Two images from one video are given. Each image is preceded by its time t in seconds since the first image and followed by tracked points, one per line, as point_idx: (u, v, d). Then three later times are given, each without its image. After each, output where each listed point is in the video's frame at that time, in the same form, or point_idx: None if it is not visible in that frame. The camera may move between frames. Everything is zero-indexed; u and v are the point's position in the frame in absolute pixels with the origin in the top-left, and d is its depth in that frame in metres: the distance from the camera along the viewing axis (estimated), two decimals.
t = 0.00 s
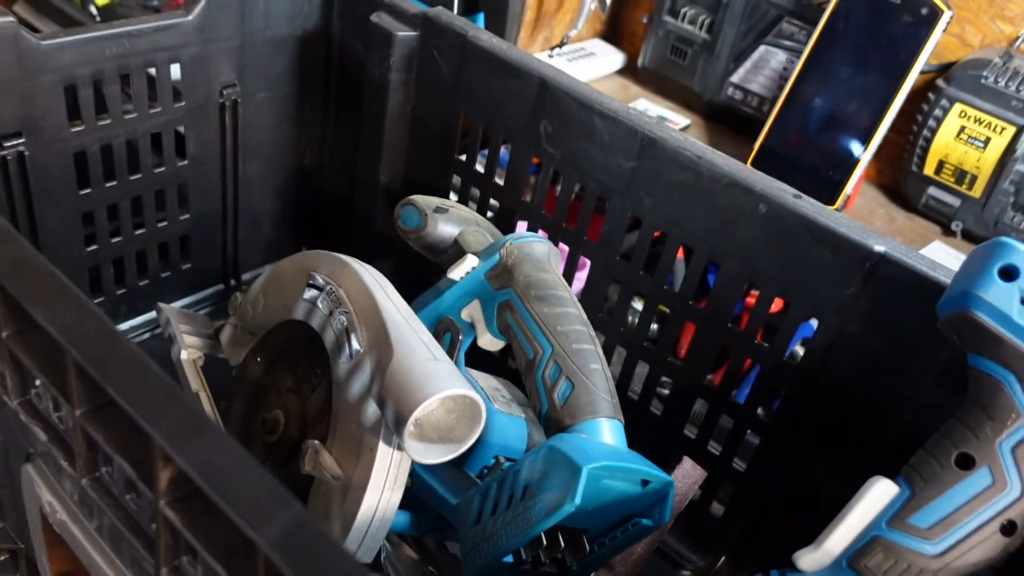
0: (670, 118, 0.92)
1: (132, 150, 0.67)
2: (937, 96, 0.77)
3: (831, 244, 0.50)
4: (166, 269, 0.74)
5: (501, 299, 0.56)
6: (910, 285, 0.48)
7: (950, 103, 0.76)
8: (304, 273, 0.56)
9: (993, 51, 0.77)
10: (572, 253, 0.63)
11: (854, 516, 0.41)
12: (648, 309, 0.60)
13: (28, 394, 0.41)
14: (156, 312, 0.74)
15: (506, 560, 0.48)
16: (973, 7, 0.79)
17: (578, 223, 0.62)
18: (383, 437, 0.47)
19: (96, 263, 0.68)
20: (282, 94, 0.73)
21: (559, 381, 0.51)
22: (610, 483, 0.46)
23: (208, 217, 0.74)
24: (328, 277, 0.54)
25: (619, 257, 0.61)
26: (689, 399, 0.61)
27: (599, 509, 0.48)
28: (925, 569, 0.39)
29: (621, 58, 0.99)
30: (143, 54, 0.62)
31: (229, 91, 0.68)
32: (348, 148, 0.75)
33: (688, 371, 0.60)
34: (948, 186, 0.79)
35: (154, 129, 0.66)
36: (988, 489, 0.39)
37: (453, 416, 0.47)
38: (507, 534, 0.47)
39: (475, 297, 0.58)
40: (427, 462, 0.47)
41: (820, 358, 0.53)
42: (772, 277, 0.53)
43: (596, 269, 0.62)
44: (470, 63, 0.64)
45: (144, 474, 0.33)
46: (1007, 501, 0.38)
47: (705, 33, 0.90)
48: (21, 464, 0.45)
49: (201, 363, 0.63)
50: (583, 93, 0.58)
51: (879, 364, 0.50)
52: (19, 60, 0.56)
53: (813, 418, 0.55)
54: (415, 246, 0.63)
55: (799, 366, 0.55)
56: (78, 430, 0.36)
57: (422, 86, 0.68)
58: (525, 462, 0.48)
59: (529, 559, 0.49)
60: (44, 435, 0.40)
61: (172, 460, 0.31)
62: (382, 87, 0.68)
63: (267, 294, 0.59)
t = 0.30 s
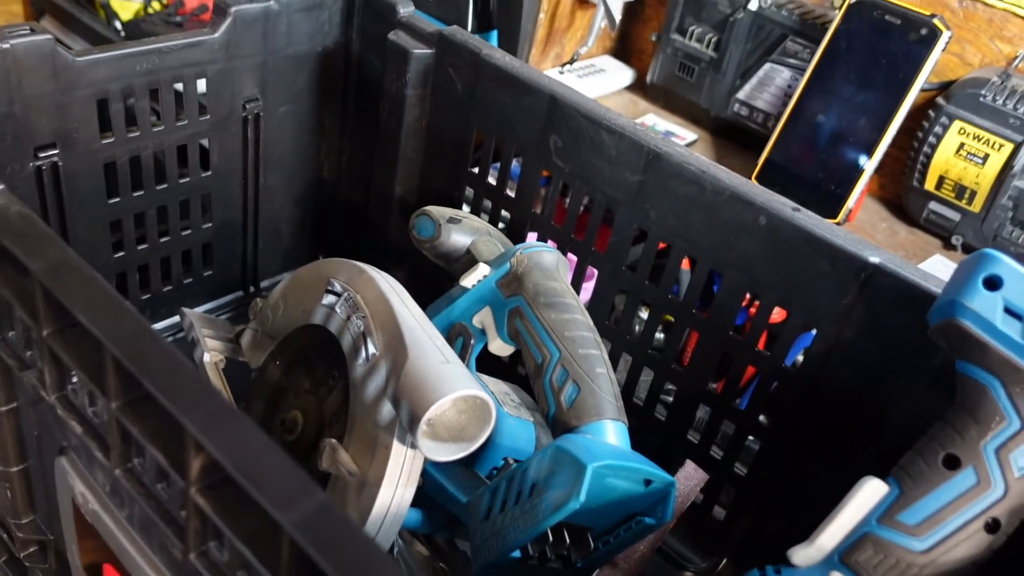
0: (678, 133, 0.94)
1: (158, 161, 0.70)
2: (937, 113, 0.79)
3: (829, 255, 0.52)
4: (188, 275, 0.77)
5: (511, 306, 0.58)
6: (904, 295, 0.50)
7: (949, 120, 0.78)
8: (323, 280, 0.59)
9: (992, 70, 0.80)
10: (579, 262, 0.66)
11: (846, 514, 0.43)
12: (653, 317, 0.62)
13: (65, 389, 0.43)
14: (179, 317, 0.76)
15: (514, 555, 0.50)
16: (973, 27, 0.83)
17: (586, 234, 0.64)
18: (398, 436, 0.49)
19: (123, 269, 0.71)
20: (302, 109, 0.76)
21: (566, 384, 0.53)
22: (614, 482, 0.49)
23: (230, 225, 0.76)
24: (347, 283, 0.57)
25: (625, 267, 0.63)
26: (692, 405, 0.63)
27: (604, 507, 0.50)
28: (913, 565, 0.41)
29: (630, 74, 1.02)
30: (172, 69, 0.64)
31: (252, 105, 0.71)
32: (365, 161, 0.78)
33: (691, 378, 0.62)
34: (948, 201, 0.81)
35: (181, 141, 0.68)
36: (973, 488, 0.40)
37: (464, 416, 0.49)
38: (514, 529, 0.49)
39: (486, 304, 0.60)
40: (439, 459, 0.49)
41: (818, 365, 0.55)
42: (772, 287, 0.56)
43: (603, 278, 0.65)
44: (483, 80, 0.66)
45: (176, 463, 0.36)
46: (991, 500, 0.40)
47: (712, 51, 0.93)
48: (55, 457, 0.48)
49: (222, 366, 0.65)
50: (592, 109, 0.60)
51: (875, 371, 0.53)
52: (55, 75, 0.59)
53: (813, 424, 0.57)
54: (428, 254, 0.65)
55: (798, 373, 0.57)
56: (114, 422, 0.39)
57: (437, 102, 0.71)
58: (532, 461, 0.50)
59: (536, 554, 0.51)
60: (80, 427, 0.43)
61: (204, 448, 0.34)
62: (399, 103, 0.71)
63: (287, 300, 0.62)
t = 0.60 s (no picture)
0: (689, 143, 0.97)
1: (185, 166, 0.72)
2: (941, 124, 0.81)
3: (829, 256, 0.54)
4: (212, 276, 0.79)
5: (523, 305, 0.61)
6: (902, 295, 0.52)
7: (953, 131, 0.80)
8: (342, 279, 0.61)
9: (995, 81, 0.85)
10: (590, 266, 0.68)
11: (842, 502, 0.45)
12: (660, 317, 0.64)
13: (99, 375, 0.46)
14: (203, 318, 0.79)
15: (523, 543, 0.52)
16: (977, 40, 0.88)
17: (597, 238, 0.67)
18: (414, 426, 0.51)
19: (150, 269, 0.74)
20: (324, 117, 0.78)
21: (575, 379, 0.55)
22: (620, 472, 0.50)
23: (252, 229, 0.79)
24: (365, 282, 0.59)
25: (634, 270, 0.65)
26: (698, 403, 0.65)
27: (610, 497, 0.52)
28: (906, 550, 0.43)
29: (642, 87, 1.06)
30: (201, 77, 0.67)
31: (275, 112, 0.74)
32: (383, 167, 0.81)
33: (697, 377, 0.64)
34: (953, 210, 0.83)
35: (207, 146, 0.71)
36: (964, 476, 0.42)
37: (477, 408, 0.51)
38: (523, 516, 0.50)
39: (500, 303, 0.62)
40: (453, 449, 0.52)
41: (819, 364, 0.57)
42: (775, 288, 0.58)
43: (612, 281, 0.67)
44: (498, 89, 0.69)
45: (206, 441, 0.38)
46: (981, 488, 0.42)
47: (722, 63, 0.95)
48: (87, 442, 0.50)
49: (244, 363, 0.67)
50: (602, 116, 0.63)
51: (874, 369, 0.54)
52: (90, 82, 0.62)
53: (814, 421, 0.59)
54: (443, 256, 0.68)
55: (800, 372, 0.58)
56: (146, 404, 0.41)
57: (453, 110, 0.73)
58: (542, 452, 0.52)
59: (544, 542, 0.53)
60: (114, 411, 0.45)
61: (232, 425, 0.36)
62: (416, 111, 0.74)
63: (308, 299, 0.64)
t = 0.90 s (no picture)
0: (693, 153, 1.00)
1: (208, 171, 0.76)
2: (936, 133, 0.85)
3: (819, 255, 0.57)
4: (232, 277, 0.83)
5: (527, 302, 0.64)
6: (887, 292, 0.54)
7: (947, 140, 0.84)
8: (356, 277, 0.64)
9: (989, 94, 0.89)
10: (593, 268, 0.71)
11: (824, 485, 0.48)
12: (660, 316, 0.67)
13: (129, 360, 0.49)
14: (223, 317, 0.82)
15: (525, 525, 0.55)
16: (972, 54, 0.92)
17: (599, 241, 0.70)
18: (421, 414, 0.54)
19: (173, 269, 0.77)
20: (341, 125, 0.82)
21: (575, 371, 0.58)
22: (617, 458, 0.53)
23: (271, 231, 0.83)
24: (378, 280, 0.62)
25: (635, 270, 0.68)
26: (695, 398, 0.67)
27: (607, 483, 0.55)
28: (885, 528, 0.45)
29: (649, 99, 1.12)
30: (224, 86, 0.71)
31: (294, 120, 0.78)
32: (396, 174, 0.84)
33: (694, 374, 0.67)
34: (948, 218, 0.87)
35: (229, 151, 0.75)
36: (939, 459, 0.45)
37: (481, 397, 0.54)
38: (524, 499, 0.53)
39: (505, 301, 0.65)
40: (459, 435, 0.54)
41: (811, 359, 0.60)
42: (769, 287, 0.60)
43: (614, 282, 0.70)
44: (506, 98, 0.72)
45: (229, 416, 0.41)
46: (955, 470, 0.44)
47: (725, 76, 1.00)
48: (116, 425, 0.53)
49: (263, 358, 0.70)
50: (604, 124, 0.66)
51: (862, 364, 0.57)
52: (122, 90, 0.66)
53: (806, 415, 0.61)
54: (453, 257, 0.71)
55: (792, 367, 0.61)
56: (173, 384, 0.44)
57: (463, 118, 0.77)
58: (543, 439, 0.55)
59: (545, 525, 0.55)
60: (143, 393, 0.48)
61: (253, 398, 0.39)
62: (429, 119, 0.77)
63: (323, 297, 0.68)
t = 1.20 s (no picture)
0: (701, 161, 1.03)
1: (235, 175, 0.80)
2: (936, 142, 0.88)
3: (816, 254, 0.60)
4: (256, 277, 0.86)
5: (537, 299, 0.67)
6: (880, 289, 0.57)
7: (947, 148, 0.87)
8: (375, 275, 0.68)
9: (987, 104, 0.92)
10: (602, 268, 0.74)
11: (818, 467, 0.50)
12: (666, 314, 0.70)
13: (163, 346, 0.52)
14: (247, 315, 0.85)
15: (534, 509, 0.57)
16: (971, 65, 0.94)
17: (608, 242, 0.73)
18: (437, 401, 0.57)
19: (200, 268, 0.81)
20: (361, 132, 0.85)
21: (583, 363, 0.61)
22: (622, 445, 0.56)
23: (294, 234, 0.86)
24: (396, 277, 0.65)
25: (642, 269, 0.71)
26: (699, 393, 0.70)
27: (613, 468, 0.57)
28: (874, 507, 0.48)
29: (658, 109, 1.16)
30: (250, 94, 0.75)
31: (316, 127, 0.81)
32: (413, 179, 0.87)
33: (699, 370, 0.69)
34: (949, 224, 0.90)
35: (254, 156, 0.78)
36: (925, 442, 0.47)
37: (494, 386, 0.57)
38: (534, 482, 0.56)
39: (516, 298, 0.68)
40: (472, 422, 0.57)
41: (809, 354, 0.62)
42: (769, 285, 0.63)
43: (622, 281, 0.73)
44: (519, 105, 0.75)
45: (258, 395, 0.44)
46: (941, 453, 0.47)
47: (732, 86, 1.04)
48: (149, 409, 0.57)
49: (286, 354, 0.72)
50: (613, 130, 0.69)
51: (858, 358, 0.59)
52: (155, 97, 0.69)
53: (805, 408, 0.64)
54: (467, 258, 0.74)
55: (792, 363, 0.64)
56: (206, 366, 0.48)
57: (478, 125, 0.80)
58: (551, 426, 0.57)
59: (554, 509, 0.58)
60: (176, 376, 0.52)
61: (281, 377, 0.42)
62: (445, 126, 0.80)
63: (342, 294, 0.70)
